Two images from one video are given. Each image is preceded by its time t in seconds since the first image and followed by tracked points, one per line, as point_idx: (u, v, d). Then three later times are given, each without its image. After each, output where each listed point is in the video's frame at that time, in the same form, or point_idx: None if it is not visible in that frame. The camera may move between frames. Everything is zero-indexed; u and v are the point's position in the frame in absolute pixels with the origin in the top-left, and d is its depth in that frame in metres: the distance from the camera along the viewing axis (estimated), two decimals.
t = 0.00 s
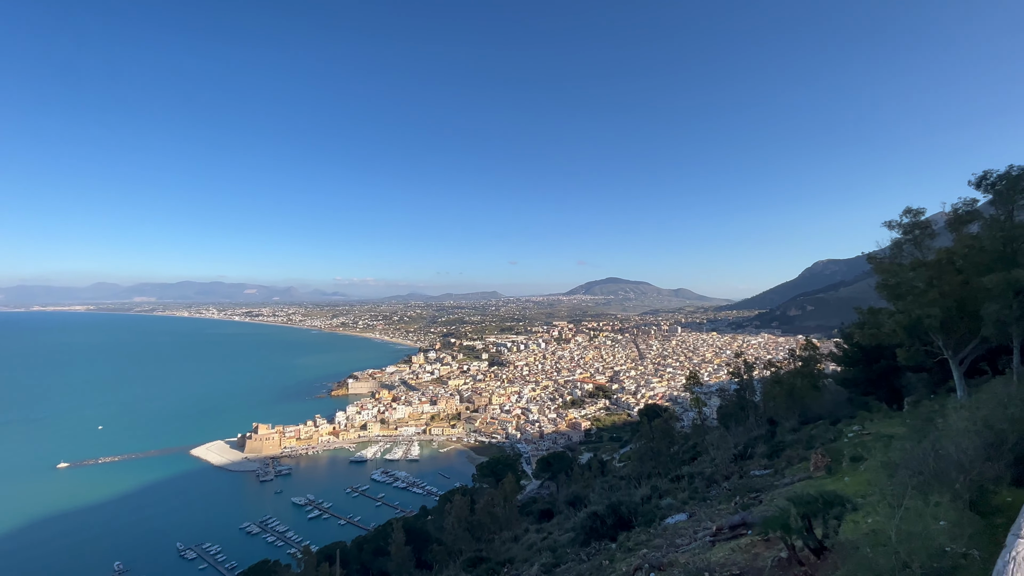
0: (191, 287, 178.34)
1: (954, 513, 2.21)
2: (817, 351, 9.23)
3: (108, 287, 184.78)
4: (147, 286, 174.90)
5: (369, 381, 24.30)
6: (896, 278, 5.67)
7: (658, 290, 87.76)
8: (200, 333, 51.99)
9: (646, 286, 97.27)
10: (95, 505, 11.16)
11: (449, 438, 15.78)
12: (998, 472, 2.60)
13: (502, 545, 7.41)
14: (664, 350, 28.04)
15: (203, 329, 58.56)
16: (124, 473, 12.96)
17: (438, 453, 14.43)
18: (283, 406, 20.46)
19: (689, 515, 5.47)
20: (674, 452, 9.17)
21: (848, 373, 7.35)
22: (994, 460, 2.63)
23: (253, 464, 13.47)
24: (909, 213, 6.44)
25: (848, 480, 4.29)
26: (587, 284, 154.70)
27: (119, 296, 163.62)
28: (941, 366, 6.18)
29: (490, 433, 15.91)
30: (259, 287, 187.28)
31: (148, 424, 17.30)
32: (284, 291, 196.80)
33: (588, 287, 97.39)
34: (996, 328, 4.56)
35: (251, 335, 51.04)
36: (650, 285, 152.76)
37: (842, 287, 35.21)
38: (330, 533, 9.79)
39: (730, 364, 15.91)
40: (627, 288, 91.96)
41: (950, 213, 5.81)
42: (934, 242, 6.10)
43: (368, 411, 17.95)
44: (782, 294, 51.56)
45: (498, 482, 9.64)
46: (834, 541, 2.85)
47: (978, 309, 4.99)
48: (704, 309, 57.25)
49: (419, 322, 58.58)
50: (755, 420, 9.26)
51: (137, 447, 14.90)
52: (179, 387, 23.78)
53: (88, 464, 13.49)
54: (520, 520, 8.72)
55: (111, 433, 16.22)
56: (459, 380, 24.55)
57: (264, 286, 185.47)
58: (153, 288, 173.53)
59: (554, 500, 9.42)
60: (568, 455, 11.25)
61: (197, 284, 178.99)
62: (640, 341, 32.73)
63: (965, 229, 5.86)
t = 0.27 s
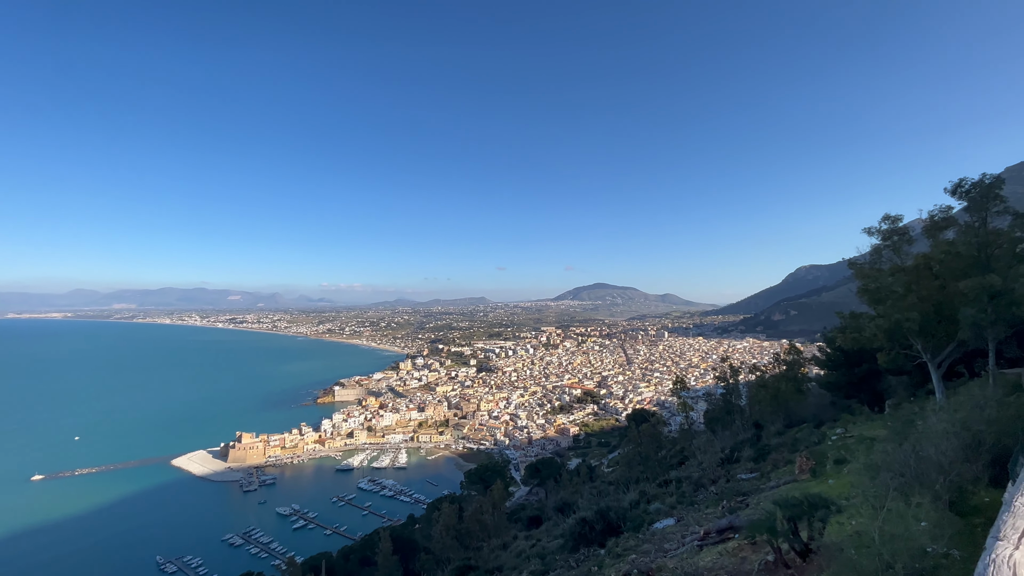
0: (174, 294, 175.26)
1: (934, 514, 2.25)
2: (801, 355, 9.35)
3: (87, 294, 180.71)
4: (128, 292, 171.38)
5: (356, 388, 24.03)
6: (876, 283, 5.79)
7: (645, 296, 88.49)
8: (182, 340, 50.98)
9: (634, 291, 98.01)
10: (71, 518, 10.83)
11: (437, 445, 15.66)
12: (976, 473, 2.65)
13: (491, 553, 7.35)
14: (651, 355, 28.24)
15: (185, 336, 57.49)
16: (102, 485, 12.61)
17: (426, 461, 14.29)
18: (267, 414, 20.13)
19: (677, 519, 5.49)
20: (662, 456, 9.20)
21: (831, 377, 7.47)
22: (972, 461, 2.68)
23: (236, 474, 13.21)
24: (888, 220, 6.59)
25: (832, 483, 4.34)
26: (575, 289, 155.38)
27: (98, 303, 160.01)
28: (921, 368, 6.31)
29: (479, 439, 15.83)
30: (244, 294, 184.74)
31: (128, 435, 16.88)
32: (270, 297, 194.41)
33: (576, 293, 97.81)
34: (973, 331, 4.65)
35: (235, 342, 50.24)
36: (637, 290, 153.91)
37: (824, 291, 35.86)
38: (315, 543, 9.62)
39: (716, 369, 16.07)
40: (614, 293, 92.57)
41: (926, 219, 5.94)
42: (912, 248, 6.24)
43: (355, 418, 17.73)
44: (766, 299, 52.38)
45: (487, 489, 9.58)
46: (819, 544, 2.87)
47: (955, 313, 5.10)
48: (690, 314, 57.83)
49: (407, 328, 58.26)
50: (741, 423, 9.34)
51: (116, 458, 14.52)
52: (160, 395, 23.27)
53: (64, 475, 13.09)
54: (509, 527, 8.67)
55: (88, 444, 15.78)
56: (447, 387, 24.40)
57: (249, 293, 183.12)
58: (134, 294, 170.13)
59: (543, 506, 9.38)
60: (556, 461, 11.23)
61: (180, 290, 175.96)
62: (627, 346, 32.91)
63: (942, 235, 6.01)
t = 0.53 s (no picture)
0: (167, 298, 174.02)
1: (928, 517, 2.25)
2: (795, 358, 9.40)
3: (79, 298, 179.07)
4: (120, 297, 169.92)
5: (350, 393, 23.90)
6: (868, 287, 5.84)
7: (640, 300, 88.75)
8: (175, 345, 50.57)
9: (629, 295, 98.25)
10: (60, 526, 10.68)
11: (433, 450, 15.59)
12: (969, 475, 2.67)
13: (487, 559, 7.32)
14: (647, 359, 28.29)
15: (178, 341, 57.04)
16: (93, 492, 12.45)
17: (421, 466, 14.22)
18: (261, 420, 19.96)
19: (672, 524, 5.49)
20: (658, 460, 9.20)
21: (825, 380, 7.51)
22: (964, 463, 2.69)
23: (229, 480, 13.08)
24: (880, 224, 6.65)
25: (826, 486, 4.35)
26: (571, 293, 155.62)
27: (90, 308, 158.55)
28: (913, 372, 6.35)
29: (474, 444, 15.77)
30: (238, 298, 183.66)
31: (119, 441, 16.69)
32: (264, 301, 193.37)
33: (571, 296, 97.99)
34: (963, 334, 4.69)
35: (229, 347, 49.93)
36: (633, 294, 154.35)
37: (817, 295, 36.10)
38: (309, 550, 9.54)
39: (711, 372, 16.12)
40: (610, 297, 92.84)
41: (917, 223, 6.00)
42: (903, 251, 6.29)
43: (350, 423, 17.63)
44: (760, 303, 52.66)
45: (482, 494, 9.53)
46: (814, 547, 2.88)
47: (946, 317, 5.14)
48: (685, 317, 58.00)
49: (402, 332, 58.11)
50: (736, 427, 9.36)
51: (107, 465, 14.35)
52: (152, 401, 23.06)
53: (54, 483, 12.92)
54: (505, 532, 8.63)
55: (78, 451, 15.58)
56: (443, 391, 24.33)
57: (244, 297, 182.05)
58: (127, 299, 168.76)
59: (539, 511, 9.35)
60: (552, 465, 11.20)
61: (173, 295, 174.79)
62: (623, 350, 32.98)
63: (932, 239, 6.08)
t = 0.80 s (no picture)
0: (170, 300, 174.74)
1: (933, 521, 2.23)
2: (799, 360, 9.35)
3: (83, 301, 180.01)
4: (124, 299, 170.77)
5: (353, 395, 23.92)
6: (872, 289, 5.81)
7: (642, 302, 88.59)
8: (178, 348, 50.72)
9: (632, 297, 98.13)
10: (65, 527, 10.72)
11: (435, 452, 15.58)
12: (975, 478, 2.64)
13: (489, 562, 7.30)
14: (649, 361, 28.24)
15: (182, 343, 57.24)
16: (97, 494, 12.48)
17: (424, 468, 14.21)
18: (264, 422, 19.98)
19: (676, 527, 5.47)
20: (661, 463, 9.17)
21: (829, 382, 7.47)
22: (970, 466, 2.67)
23: (232, 482, 13.10)
24: (884, 225, 6.63)
25: (831, 489, 4.33)
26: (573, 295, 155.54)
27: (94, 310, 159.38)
28: (918, 374, 6.31)
29: (476, 446, 15.76)
30: (241, 300, 184.24)
31: (122, 443, 16.72)
32: (267, 304, 193.95)
33: (574, 298, 97.95)
34: (969, 336, 4.65)
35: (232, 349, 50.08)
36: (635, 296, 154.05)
37: (821, 297, 36.00)
38: (312, 552, 9.53)
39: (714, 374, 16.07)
40: (612, 299, 92.77)
41: (921, 225, 5.97)
42: (908, 253, 6.26)
43: (352, 425, 17.63)
44: (763, 305, 52.54)
45: (485, 496, 9.52)
46: (818, 551, 2.86)
47: (951, 319, 5.10)
48: (688, 320, 57.91)
49: (405, 334, 58.17)
50: (739, 429, 9.32)
51: (110, 467, 14.38)
52: (156, 403, 23.14)
53: (58, 485, 12.96)
54: (507, 535, 8.61)
55: (82, 453, 15.61)
56: (445, 394, 24.33)
57: (246, 299, 182.58)
58: (131, 301, 169.58)
59: (541, 514, 9.33)
60: (555, 468, 11.16)
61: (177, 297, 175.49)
62: (625, 352, 32.89)
63: (936, 241, 6.04)
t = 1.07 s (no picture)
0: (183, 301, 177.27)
1: (950, 525, 2.19)
2: (811, 361, 9.23)
3: (98, 301, 183.16)
4: (138, 299, 173.48)
5: (362, 395, 24.07)
6: (887, 289, 5.74)
7: (652, 303, 88.21)
8: (191, 348, 51.35)
9: (641, 297, 97.60)
10: (82, 524, 10.91)
11: (444, 452, 15.61)
12: (992, 482, 2.59)
13: (498, 562, 7.31)
14: (659, 362, 28.07)
15: (195, 343, 57.98)
16: (112, 492, 12.69)
17: (433, 468, 14.25)
18: (274, 421, 20.16)
19: (686, 529, 5.43)
20: (670, 464, 9.11)
21: (843, 384, 7.36)
22: (987, 470, 2.62)
23: (243, 481, 13.23)
24: (898, 225, 6.54)
25: (844, 493, 4.27)
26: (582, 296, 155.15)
27: (109, 311, 162.28)
28: (934, 376, 6.20)
29: (485, 446, 15.78)
30: (253, 301, 186.38)
31: (136, 442, 16.96)
32: (278, 304, 195.92)
33: (583, 298, 97.65)
34: (987, 337, 4.56)
35: (243, 349, 50.66)
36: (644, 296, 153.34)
37: (833, 297, 35.57)
38: (322, 550, 9.61)
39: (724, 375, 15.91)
40: (621, 299, 92.35)
41: (937, 225, 5.87)
42: (923, 253, 6.17)
43: (362, 425, 17.74)
44: (775, 305, 51.98)
45: (493, 497, 9.52)
46: (832, 556, 2.82)
47: (969, 320, 5.00)
48: (698, 320, 57.49)
49: (414, 335, 58.41)
50: (751, 431, 9.22)
51: (125, 465, 14.59)
52: (170, 402, 23.48)
53: (74, 482, 13.19)
54: (516, 535, 8.60)
55: (98, 451, 15.87)
56: (454, 394, 24.42)
57: (258, 300, 184.78)
58: (145, 301, 172.32)
59: (550, 514, 9.32)
60: (564, 469, 11.13)
61: (189, 298, 177.98)
62: (635, 353, 32.75)
63: (953, 239, 5.94)
